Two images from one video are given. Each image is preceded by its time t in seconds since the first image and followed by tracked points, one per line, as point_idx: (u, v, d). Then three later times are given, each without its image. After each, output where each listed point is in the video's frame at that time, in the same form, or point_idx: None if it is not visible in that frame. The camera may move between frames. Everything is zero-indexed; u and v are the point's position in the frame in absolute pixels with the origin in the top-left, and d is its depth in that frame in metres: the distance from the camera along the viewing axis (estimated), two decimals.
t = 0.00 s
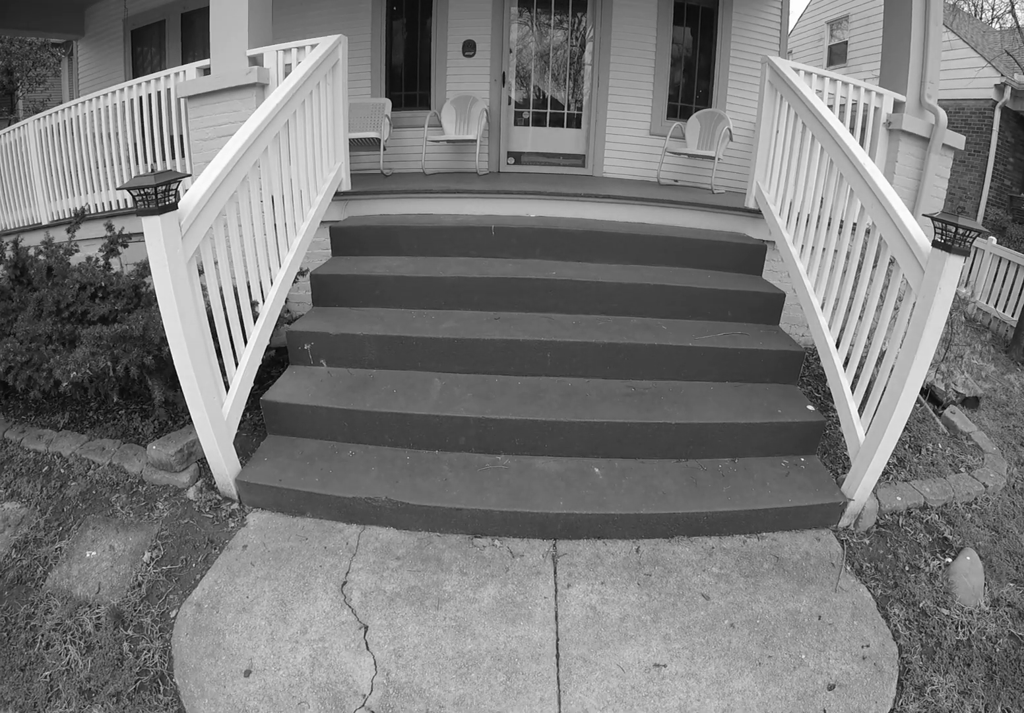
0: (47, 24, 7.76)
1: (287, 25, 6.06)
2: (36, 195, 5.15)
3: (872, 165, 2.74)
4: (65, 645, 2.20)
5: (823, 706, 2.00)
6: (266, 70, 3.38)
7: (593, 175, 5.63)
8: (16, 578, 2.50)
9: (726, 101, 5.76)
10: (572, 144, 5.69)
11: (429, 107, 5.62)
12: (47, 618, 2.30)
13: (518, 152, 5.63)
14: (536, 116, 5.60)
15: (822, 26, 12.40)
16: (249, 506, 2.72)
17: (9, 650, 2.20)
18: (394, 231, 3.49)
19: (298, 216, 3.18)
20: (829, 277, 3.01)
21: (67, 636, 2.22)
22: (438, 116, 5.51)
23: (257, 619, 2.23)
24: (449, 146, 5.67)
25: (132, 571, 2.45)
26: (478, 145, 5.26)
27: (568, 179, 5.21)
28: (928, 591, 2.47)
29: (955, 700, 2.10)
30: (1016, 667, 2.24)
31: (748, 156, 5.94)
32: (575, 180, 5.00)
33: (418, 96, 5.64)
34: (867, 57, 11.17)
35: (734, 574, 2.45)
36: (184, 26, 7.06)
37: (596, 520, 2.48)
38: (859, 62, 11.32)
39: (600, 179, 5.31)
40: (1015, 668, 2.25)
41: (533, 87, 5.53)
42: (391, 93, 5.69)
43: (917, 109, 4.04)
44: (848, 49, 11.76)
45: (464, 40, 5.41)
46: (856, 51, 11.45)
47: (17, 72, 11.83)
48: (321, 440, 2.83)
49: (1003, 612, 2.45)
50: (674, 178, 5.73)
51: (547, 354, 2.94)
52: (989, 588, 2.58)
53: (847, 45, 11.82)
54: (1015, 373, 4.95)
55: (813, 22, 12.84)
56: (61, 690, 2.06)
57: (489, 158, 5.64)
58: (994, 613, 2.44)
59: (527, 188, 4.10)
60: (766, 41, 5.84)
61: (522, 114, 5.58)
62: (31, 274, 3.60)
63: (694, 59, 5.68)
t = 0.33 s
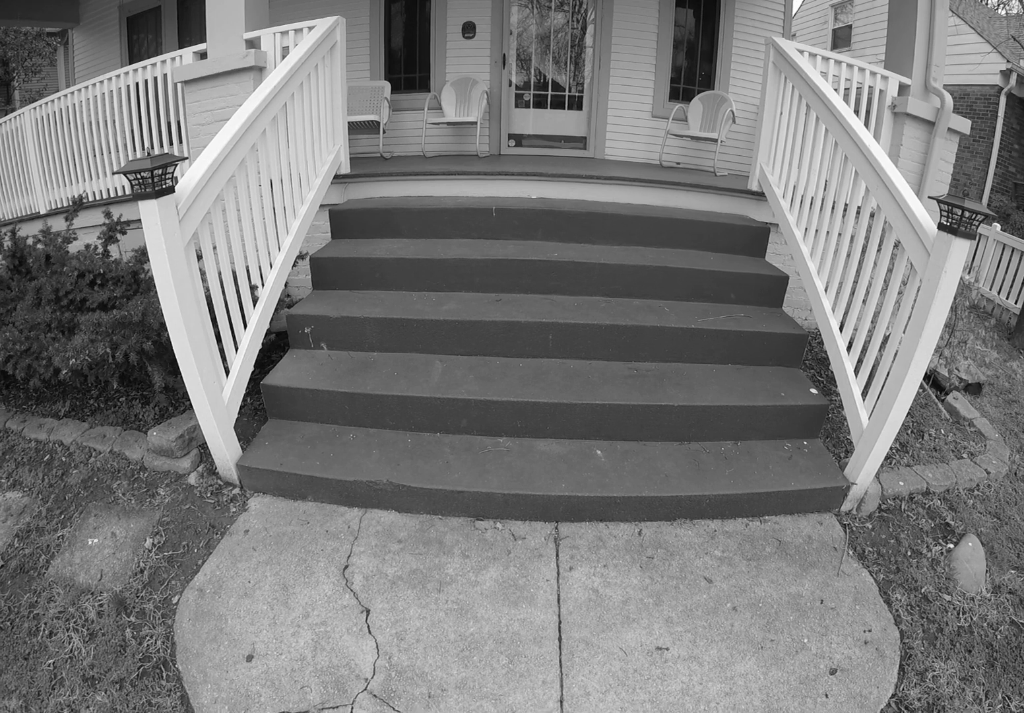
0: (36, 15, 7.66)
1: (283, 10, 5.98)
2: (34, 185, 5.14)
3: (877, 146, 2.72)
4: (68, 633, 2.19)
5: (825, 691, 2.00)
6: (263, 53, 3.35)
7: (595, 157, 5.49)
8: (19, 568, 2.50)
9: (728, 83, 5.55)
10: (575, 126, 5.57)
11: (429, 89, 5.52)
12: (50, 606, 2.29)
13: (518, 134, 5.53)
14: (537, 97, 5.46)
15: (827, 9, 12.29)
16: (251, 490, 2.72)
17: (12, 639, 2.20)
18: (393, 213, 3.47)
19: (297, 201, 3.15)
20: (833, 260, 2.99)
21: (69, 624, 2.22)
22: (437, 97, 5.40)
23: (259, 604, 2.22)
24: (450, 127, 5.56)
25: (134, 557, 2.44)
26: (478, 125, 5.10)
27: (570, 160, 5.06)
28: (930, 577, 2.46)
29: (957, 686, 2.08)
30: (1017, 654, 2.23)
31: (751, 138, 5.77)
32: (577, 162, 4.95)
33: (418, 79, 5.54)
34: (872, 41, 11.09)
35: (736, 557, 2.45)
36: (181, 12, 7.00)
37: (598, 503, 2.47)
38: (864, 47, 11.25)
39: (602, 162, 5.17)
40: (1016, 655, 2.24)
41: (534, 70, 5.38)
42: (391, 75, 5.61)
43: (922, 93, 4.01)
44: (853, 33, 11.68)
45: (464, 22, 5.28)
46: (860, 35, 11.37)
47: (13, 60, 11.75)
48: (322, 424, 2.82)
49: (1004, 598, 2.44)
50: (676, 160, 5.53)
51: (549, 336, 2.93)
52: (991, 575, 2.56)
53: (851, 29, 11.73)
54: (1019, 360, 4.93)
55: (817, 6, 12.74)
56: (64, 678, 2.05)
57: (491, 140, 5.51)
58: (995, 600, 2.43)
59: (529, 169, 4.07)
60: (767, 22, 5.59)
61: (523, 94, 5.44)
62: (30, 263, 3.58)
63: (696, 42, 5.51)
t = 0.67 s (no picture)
0: None
1: None
2: (30, 171, 5.12)
3: (882, 128, 2.69)
4: (70, 620, 2.19)
5: (825, 676, 2.00)
6: (260, 34, 3.32)
7: (595, 140, 5.18)
8: (20, 555, 2.49)
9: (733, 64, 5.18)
10: (575, 108, 5.25)
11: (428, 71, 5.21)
12: (51, 593, 2.29)
13: (519, 116, 5.22)
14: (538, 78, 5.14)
15: None
16: (250, 474, 2.71)
17: (13, 627, 2.19)
18: (391, 194, 3.46)
19: (296, 184, 3.13)
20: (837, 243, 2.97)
21: (70, 611, 2.21)
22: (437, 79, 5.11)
23: (259, 587, 2.22)
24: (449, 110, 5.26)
25: (134, 542, 2.43)
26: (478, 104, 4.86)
27: (571, 144, 4.79)
28: (930, 563, 2.45)
29: (956, 673, 2.08)
30: (1016, 643, 2.22)
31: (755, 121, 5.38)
32: (576, 144, 4.78)
33: (417, 60, 5.22)
34: (878, 26, 11.00)
35: (737, 540, 2.44)
36: None
37: (599, 485, 2.46)
38: (869, 32, 11.17)
39: (602, 145, 4.89)
40: (1015, 643, 2.23)
41: (536, 53, 5.07)
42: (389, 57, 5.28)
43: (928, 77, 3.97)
44: (858, 18, 11.58)
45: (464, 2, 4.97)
46: (866, 20, 11.29)
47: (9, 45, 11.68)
48: (322, 407, 2.81)
49: (1003, 587, 2.43)
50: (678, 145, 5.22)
51: (550, 317, 2.92)
52: (990, 563, 2.55)
53: (856, 14, 11.64)
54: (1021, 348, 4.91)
55: None
56: (65, 665, 2.05)
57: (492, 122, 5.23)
58: (995, 588, 2.42)
59: (530, 150, 4.04)
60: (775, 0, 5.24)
61: (523, 75, 5.14)
62: (27, 249, 3.55)
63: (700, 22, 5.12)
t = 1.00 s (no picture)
0: None
1: None
2: (25, 159, 5.11)
3: (886, 111, 2.66)
4: (70, 610, 2.17)
5: (826, 661, 1.99)
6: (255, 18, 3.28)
7: (595, 123, 5.10)
8: (21, 545, 2.47)
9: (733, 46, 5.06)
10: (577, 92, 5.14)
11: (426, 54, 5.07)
12: (52, 583, 2.27)
13: (519, 99, 5.12)
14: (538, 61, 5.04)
15: None
16: (249, 459, 2.70)
17: (14, 617, 2.18)
18: (389, 177, 3.44)
19: (292, 169, 3.10)
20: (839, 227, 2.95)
21: (71, 600, 2.20)
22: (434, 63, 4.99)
23: (259, 573, 2.21)
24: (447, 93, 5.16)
25: (134, 531, 2.42)
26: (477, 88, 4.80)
27: (571, 126, 4.75)
28: (931, 549, 2.44)
29: (957, 660, 2.07)
30: (1016, 630, 2.20)
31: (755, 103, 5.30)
32: (577, 125, 4.79)
33: (415, 43, 5.08)
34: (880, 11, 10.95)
35: (738, 524, 2.43)
36: None
37: (600, 468, 2.46)
38: (872, 17, 11.11)
39: (602, 127, 4.86)
40: (1015, 631, 2.21)
41: (535, 36, 4.98)
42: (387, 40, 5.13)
43: (932, 61, 3.94)
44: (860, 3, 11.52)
45: None
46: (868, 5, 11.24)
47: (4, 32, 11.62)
48: (321, 391, 2.80)
49: (1003, 574, 2.40)
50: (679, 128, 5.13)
51: (549, 300, 2.90)
52: (991, 550, 2.52)
53: None
54: None
55: None
56: (66, 655, 2.04)
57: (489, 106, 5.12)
58: (995, 574, 2.40)
59: (529, 132, 4.01)
60: None
61: (522, 58, 5.04)
62: (23, 239, 3.51)
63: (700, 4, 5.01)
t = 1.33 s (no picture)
0: None
1: None
2: (21, 150, 5.09)
3: (890, 93, 2.63)
4: (72, 600, 2.16)
5: (828, 646, 1.99)
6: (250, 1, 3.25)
7: (595, 106, 5.04)
8: (21, 536, 2.45)
9: (736, 26, 4.92)
10: (576, 75, 5.09)
11: (424, 38, 5.03)
12: (53, 574, 2.26)
13: (519, 82, 5.07)
14: (537, 43, 4.98)
15: None
16: (248, 446, 2.69)
17: (16, 608, 2.17)
18: (387, 160, 3.42)
19: (288, 155, 3.08)
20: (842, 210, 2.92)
21: (72, 590, 2.18)
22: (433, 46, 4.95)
23: (259, 561, 2.20)
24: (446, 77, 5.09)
25: (134, 520, 2.41)
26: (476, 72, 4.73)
27: (572, 109, 4.71)
28: (933, 535, 2.42)
29: (958, 647, 2.06)
30: (1017, 617, 2.18)
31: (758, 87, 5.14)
32: (577, 109, 4.75)
33: (413, 26, 5.02)
34: None
35: (741, 509, 2.42)
36: None
37: (601, 452, 2.45)
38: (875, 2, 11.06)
39: (603, 111, 4.81)
40: (1016, 618, 2.19)
41: (534, 20, 4.90)
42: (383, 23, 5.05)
43: (936, 46, 3.91)
44: None
45: None
46: None
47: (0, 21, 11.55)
48: (320, 377, 2.79)
49: (1005, 562, 2.38)
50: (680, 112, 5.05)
51: (550, 282, 2.89)
52: (992, 538, 2.49)
53: None
54: None
55: None
56: (68, 646, 2.03)
57: (489, 89, 5.08)
58: (997, 562, 2.37)
59: (528, 114, 3.98)
60: None
61: (521, 40, 4.98)
62: (18, 228, 3.46)
63: None
